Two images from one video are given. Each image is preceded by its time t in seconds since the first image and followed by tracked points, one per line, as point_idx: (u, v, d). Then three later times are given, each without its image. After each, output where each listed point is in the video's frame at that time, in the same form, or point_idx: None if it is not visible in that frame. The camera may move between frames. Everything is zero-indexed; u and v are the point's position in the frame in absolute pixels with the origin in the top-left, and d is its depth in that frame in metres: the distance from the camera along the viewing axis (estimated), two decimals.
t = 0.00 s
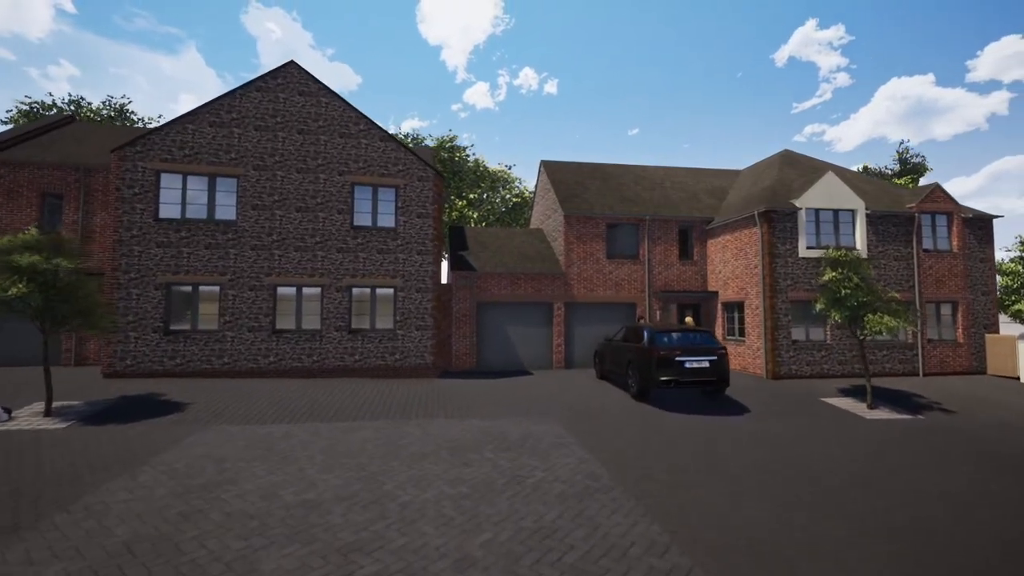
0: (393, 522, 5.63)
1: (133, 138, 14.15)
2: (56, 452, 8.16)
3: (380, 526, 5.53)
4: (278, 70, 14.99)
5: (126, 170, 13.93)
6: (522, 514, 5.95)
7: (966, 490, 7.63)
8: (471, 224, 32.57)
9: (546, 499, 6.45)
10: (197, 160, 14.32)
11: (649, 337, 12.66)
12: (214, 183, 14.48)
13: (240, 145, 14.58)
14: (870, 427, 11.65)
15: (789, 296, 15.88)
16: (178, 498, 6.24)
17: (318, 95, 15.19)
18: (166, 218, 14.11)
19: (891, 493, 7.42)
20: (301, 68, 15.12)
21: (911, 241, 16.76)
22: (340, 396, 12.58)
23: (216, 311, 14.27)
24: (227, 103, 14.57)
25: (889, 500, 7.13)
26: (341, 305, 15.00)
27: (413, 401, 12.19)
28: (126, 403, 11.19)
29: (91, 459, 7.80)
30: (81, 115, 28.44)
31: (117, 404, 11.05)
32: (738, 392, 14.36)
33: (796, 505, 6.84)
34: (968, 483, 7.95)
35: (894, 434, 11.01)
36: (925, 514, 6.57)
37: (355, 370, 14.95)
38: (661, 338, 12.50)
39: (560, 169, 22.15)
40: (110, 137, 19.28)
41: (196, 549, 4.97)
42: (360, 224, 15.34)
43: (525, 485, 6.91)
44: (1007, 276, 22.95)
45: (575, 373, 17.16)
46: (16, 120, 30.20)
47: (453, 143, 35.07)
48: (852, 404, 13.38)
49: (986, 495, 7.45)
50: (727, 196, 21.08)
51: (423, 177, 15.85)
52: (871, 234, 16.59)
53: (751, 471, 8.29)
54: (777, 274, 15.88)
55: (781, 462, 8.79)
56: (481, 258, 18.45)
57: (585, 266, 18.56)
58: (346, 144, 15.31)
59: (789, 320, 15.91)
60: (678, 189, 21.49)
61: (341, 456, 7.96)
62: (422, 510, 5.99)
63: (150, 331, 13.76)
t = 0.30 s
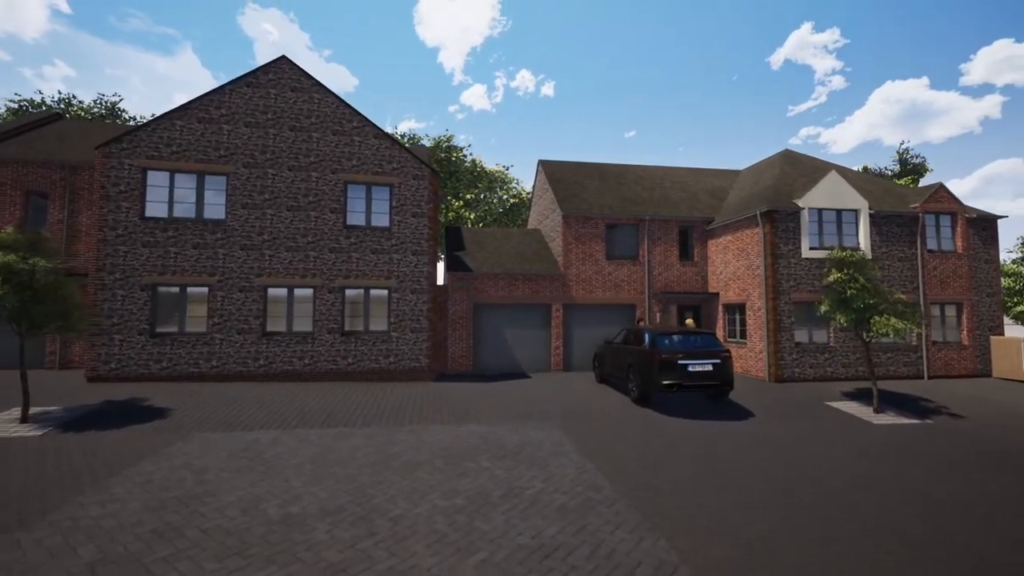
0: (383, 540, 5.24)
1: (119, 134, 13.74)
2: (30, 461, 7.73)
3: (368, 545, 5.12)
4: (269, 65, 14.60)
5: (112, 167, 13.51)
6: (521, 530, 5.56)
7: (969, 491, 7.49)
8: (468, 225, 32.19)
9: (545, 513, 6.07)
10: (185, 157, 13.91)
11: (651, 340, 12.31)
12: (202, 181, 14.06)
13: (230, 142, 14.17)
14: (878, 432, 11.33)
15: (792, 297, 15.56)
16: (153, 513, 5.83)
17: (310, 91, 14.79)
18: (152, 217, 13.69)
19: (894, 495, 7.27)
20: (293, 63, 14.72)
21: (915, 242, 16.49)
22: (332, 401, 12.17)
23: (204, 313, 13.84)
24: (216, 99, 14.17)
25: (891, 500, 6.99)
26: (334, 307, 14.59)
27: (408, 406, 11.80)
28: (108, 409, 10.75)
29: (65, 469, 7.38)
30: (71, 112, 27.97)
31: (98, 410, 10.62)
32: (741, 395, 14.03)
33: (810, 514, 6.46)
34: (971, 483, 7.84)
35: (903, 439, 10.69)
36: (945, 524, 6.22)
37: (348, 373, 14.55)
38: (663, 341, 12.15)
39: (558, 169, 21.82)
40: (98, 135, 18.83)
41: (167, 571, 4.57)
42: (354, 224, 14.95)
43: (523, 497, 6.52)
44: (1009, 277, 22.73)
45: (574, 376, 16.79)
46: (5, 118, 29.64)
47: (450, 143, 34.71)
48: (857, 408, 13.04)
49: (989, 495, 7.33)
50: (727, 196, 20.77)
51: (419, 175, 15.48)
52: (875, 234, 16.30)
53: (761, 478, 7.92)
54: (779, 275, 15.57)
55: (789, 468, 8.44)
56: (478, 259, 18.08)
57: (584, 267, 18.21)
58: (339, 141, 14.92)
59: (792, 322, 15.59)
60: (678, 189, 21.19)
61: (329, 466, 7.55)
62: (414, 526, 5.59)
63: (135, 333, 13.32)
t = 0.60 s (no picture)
0: (371, 559, 4.87)
1: (103, 130, 13.32)
2: None
3: (354, 565, 4.74)
4: (260, 60, 14.22)
5: (96, 164, 13.09)
6: (519, 547, 5.18)
7: (967, 491, 7.58)
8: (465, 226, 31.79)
9: (545, 527, 5.70)
10: (172, 154, 13.50)
11: (653, 342, 11.96)
12: (191, 179, 13.66)
13: (219, 138, 13.78)
14: (886, 436, 11.02)
15: (795, 299, 15.26)
16: (124, 530, 5.44)
17: (302, 87, 14.42)
18: (138, 215, 13.27)
19: (892, 495, 7.34)
20: (284, 58, 14.35)
21: (919, 242, 16.22)
22: (323, 405, 11.78)
23: (191, 314, 13.42)
24: (205, 94, 13.77)
25: (888, 500, 7.09)
26: (326, 308, 14.20)
27: (402, 411, 11.42)
28: (89, 415, 10.33)
29: (35, 480, 6.96)
30: (60, 110, 27.45)
31: (78, 416, 10.19)
32: (744, 399, 13.69)
33: (825, 527, 6.11)
34: (969, 484, 7.93)
35: (913, 444, 10.36)
36: (969, 537, 5.86)
37: (340, 376, 14.15)
38: (666, 343, 11.80)
39: (556, 168, 21.49)
40: (85, 132, 18.38)
41: None
42: (347, 223, 14.57)
43: (521, 510, 6.15)
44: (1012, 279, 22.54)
45: (572, 379, 16.43)
46: None
47: (446, 143, 34.35)
48: (863, 412, 12.72)
49: (999, 501, 7.20)
50: (728, 196, 20.48)
51: (414, 173, 15.12)
52: (879, 234, 16.02)
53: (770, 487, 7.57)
54: (782, 276, 15.27)
55: (798, 475, 8.09)
56: (474, 260, 17.72)
57: (583, 267, 17.87)
58: (332, 138, 14.54)
59: (795, 323, 15.28)
60: (678, 189, 20.88)
61: (317, 476, 7.16)
62: (404, 543, 5.21)
63: (120, 335, 12.90)
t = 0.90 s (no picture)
0: None
1: (88, 126, 12.91)
2: None
3: None
4: (251, 54, 13.83)
5: (79, 161, 12.67)
6: (518, 567, 4.81)
7: (987, 502, 7.24)
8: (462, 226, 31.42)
9: (545, 544, 5.33)
10: (159, 150, 13.10)
11: (656, 345, 11.61)
12: (178, 176, 13.25)
13: (208, 135, 13.38)
14: (895, 441, 10.70)
15: (798, 300, 14.95)
16: (93, 548, 5.05)
17: (294, 82, 14.03)
18: (124, 214, 12.85)
19: (910, 507, 6.98)
20: (276, 53, 13.96)
21: (924, 243, 15.94)
22: (314, 410, 11.38)
23: (178, 316, 13.01)
24: (193, 89, 13.37)
25: (906, 513, 6.75)
26: (318, 310, 13.80)
27: (395, 416, 11.03)
28: (68, 421, 9.91)
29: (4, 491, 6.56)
30: (49, 108, 26.95)
31: (57, 423, 9.75)
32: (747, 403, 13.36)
33: (842, 542, 5.77)
34: (987, 493, 7.60)
35: (923, 450, 10.05)
36: (995, 554, 5.53)
37: (332, 380, 13.75)
38: (669, 346, 11.45)
39: (554, 167, 21.16)
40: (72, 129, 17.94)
41: None
42: (340, 222, 14.19)
43: (519, 524, 5.78)
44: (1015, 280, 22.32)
45: (571, 382, 16.07)
46: None
47: (443, 143, 33.98)
48: (870, 416, 12.40)
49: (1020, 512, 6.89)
50: (728, 196, 20.18)
51: (409, 172, 14.75)
52: (883, 234, 15.73)
53: (780, 497, 7.22)
54: (785, 277, 14.96)
55: (808, 485, 7.75)
56: (471, 260, 17.37)
57: (582, 268, 17.52)
58: (325, 135, 14.16)
59: (799, 325, 14.97)
60: (678, 188, 20.58)
61: (303, 487, 6.76)
62: (394, 562, 4.83)
63: (104, 337, 12.48)
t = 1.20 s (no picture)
0: None
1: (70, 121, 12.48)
2: None
3: None
4: (241, 49, 13.43)
5: (61, 157, 12.24)
6: None
7: (1008, 510, 6.90)
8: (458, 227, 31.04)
9: (545, 563, 4.95)
10: (145, 147, 12.68)
11: (658, 348, 11.24)
12: (165, 173, 12.84)
13: (196, 131, 12.97)
14: (904, 446, 10.38)
15: (802, 302, 14.64)
16: (53, 570, 4.65)
17: (286, 77, 13.64)
18: (107, 212, 12.42)
19: (929, 518, 6.62)
20: (266, 47, 13.56)
21: (928, 244, 15.66)
22: (305, 416, 10.95)
23: (165, 318, 12.58)
24: (180, 84, 12.97)
25: (926, 524, 6.40)
26: (310, 311, 13.39)
27: (389, 422, 10.63)
28: (44, 428, 9.47)
29: None
30: (39, 107, 26.48)
31: (33, 430, 9.31)
32: (751, 407, 13.00)
33: (864, 558, 5.39)
34: (1007, 501, 7.27)
35: (934, 455, 9.70)
36: None
37: (324, 384, 13.33)
38: (671, 349, 11.09)
39: (553, 167, 20.82)
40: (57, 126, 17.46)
41: None
42: (332, 221, 13.80)
43: (517, 541, 5.39)
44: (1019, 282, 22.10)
45: (570, 386, 15.71)
46: None
47: (439, 143, 33.63)
48: (876, 420, 12.08)
49: None
50: (729, 197, 19.88)
51: (404, 169, 14.37)
52: (887, 235, 15.44)
53: (793, 507, 6.86)
54: (788, 278, 14.64)
55: (820, 493, 7.35)
56: (467, 261, 16.99)
57: (580, 269, 17.17)
58: (317, 132, 13.77)
59: (802, 327, 14.65)
60: (678, 188, 20.28)
61: (288, 501, 6.35)
62: None
63: (87, 340, 12.04)
